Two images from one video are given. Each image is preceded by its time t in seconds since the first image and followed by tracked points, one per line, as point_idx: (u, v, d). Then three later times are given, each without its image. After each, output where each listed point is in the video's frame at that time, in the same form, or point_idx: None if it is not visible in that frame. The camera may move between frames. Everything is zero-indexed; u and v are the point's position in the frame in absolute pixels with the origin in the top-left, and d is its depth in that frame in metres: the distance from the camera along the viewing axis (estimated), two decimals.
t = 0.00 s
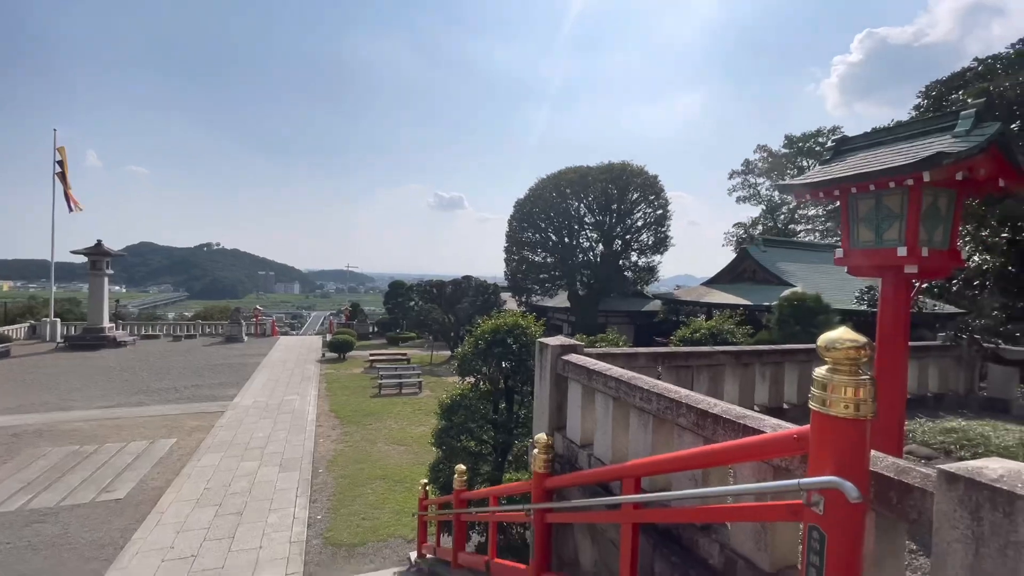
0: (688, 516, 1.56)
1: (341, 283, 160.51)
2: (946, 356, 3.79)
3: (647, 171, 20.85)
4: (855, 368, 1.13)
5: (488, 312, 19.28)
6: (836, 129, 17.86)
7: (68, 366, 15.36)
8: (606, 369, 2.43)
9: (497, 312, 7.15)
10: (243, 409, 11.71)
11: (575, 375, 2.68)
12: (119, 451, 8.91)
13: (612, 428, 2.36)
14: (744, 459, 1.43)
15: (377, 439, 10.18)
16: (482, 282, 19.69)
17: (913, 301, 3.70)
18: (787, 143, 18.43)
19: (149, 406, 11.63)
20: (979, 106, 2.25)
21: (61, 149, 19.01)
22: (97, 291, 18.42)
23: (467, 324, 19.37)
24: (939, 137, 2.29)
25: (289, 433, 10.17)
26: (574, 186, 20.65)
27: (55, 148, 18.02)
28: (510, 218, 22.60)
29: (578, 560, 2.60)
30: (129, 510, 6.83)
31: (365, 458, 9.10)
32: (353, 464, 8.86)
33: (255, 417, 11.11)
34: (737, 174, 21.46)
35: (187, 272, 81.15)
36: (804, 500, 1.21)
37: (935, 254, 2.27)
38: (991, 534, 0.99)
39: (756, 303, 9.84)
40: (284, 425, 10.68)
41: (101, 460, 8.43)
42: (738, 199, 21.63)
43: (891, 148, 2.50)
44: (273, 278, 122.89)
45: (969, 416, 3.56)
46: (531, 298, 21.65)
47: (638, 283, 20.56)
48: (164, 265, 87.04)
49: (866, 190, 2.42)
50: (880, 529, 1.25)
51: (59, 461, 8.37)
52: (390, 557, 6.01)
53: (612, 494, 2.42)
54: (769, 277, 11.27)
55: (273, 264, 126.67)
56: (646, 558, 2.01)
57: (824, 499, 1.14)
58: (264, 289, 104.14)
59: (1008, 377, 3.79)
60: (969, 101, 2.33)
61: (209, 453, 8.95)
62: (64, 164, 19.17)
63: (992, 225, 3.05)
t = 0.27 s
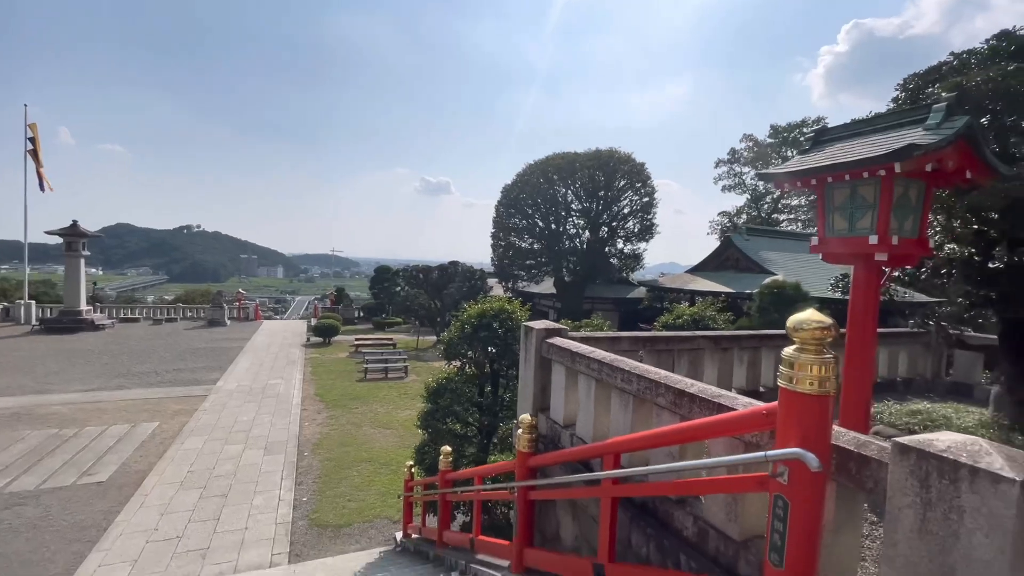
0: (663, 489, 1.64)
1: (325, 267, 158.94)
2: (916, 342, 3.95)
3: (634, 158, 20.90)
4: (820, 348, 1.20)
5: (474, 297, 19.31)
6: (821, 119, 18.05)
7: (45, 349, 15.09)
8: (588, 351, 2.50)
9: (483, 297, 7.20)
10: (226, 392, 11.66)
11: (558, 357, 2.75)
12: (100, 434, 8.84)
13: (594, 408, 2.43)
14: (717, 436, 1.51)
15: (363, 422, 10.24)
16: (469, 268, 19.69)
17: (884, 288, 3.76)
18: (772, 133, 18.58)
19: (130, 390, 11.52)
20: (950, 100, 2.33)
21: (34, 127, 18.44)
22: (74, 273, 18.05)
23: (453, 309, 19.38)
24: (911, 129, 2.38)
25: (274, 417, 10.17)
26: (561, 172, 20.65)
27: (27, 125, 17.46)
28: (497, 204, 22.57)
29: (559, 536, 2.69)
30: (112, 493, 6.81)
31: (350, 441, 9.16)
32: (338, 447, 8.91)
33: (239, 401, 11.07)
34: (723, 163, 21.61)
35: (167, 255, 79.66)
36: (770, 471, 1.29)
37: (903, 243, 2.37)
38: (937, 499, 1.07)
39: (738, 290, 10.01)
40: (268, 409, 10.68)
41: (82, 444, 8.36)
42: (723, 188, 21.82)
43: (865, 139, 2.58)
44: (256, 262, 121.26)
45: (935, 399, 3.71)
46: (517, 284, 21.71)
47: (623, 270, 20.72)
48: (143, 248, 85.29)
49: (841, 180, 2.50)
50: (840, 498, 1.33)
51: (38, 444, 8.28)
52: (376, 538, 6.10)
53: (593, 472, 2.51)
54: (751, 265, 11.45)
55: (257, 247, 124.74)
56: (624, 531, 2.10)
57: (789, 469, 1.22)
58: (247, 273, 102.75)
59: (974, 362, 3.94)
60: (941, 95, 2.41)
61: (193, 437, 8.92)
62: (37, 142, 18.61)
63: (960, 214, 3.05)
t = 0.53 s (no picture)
0: (645, 470, 1.70)
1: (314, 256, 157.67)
2: (895, 331, 4.06)
3: (625, 148, 20.92)
4: (796, 333, 1.25)
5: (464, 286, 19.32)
6: (810, 112, 18.16)
7: (28, 337, 14.88)
8: (576, 338, 2.55)
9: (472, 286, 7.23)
10: (214, 380, 11.62)
11: (547, 343, 2.80)
12: (86, 422, 8.79)
13: (581, 393, 2.49)
14: (697, 418, 1.56)
15: (352, 410, 10.27)
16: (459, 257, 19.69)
17: (864, 278, 3.82)
18: (762, 124, 18.67)
19: (116, 378, 11.43)
20: (929, 94, 2.39)
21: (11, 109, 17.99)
22: (56, 260, 17.78)
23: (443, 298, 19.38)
24: (891, 123, 2.44)
25: (263, 404, 10.17)
26: (552, 162, 20.63)
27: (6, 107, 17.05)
28: (488, 192, 22.52)
29: (546, 518, 2.76)
30: (99, 480, 6.80)
31: (339, 429, 9.19)
32: (328, 434, 8.94)
33: (227, 388, 11.05)
34: (713, 154, 21.70)
35: (152, 242, 78.49)
36: (746, 452, 1.35)
37: (881, 234, 2.44)
38: (900, 476, 1.14)
39: (725, 281, 10.13)
40: (257, 396, 10.67)
41: (68, 432, 8.30)
42: (713, 179, 21.92)
43: (847, 132, 2.64)
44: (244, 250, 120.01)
45: (912, 386, 3.85)
46: (507, 274, 21.73)
47: (613, 260, 20.81)
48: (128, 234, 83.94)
49: (824, 171, 2.56)
50: (812, 477, 1.40)
51: (23, 431, 8.22)
52: (365, 523, 6.17)
53: (580, 455, 2.58)
54: (739, 256, 11.58)
55: (245, 235, 123.32)
56: (608, 512, 2.16)
57: (764, 449, 1.28)
58: (235, 260, 101.68)
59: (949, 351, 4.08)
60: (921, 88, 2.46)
61: (181, 424, 8.90)
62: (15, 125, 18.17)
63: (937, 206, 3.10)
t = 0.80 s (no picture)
0: (622, 447, 1.77)
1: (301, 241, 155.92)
2: (870, 318, 4.19)
3: (614, 135, 20.93)
4: (765, 313, 1.31)
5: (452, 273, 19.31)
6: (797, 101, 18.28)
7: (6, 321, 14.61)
8: (559, 321, 2.60)
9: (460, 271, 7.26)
10: (199, 365, 11.55)
11: (530, 327, 2.85)
12: (69, 407, 8.71)
13: (563, 375, 2.55)
14: (672, 397, 1.62)
15: (340, 395, 10.30)
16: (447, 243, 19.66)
17: (840, 265, 3.92)
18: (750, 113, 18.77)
19: (99, 363, 11.30)
20: (903, 85, 2.46)
21: None
22: (34, 243, 17.41)
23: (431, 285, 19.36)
24: (867, 112, 2.50)
25: (249, 389, 10.15)
26: (541, 148, 20.58)
27: None
28: (477, 178, 22.42)
29: (529, 496, 2.83)
30: (83, 464, 6.77)
31: (326, 413, 9.23)
32: (315, 419, 8.97)
33: (213, 374, 10.99)
34: (701, 143, 21.79)
35: (134, 226, 76.99)
36: (717, 427, 1.41)
37: (855, 221, 2.52)
38: (858, 448, 1.21)
39: (709, 268, 10.26)
40: (243, 381, 10.64)
41: (50, 416, 8.23)
42: (701, 167, 22.04)
43: (825, 121, 2.70)
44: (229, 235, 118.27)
45: (885, 370, 3.98)
46: (495, 260, 21.74)
47: (601, 248, 20.91)
48: (108, 218, 82.20)
49: (802, 159, 2.62)
50: (779, 452, 1.47)
51: (4, 416, 8.13)
52: (353, 505, 6.24)
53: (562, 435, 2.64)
54: (724, 244, 11.71)
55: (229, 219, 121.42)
56: (588, 489, 2.24)
57: (732, 424, 1.34)
58: (219, 245, 100.24)
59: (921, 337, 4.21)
60: (897, 80, 2.53)
61: (166, 409, 8.86)
62: None
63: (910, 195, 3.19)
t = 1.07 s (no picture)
0: (606, 431, 1.81)
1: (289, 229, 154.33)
2: (852, 307, 4.28)
3: (604, 125, 20.90)
4: (743, 299, 1.35)
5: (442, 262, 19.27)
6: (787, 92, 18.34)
7: None
8: (547, 309, 2.64)
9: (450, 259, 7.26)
10: (187, 354, 11.48)
11: (519, 314, 2.88)
12: (54, 395, 8.64)
13: (550, 362, 2.59)
14: (654, 382, 1.67)
15: (329, 384, 10.31)
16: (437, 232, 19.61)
17: (822, 254, 4.00)
18: (740, 103, 18.81)
19: (84, 351, 11.19)
20: (884, 78, 2.51)
21: None
22: (15, 230, 17.09)
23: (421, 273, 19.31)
24: (848, 105, 2.55)
25: (237, 378, 10.12)
26: (531, 137, 20.51)
27: None
28: (467, 167, 22.32)
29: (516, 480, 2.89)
30: (70, 453, 6.74)
31: (316, 402, 9.24)
32: (304, 407, 8.98)
33: (200, 362, 10.94)
34: (691, 133, 21.83)
35: (117, 212, 75.67)
36: (696, 410, 1.45)
37: (837, 211, 2.57)
38: (829, 429, 1.26)
39: (697, 258, 10.36)
40: (231, 370, 10.60)
41: (34, 405, 8.15)
42: (691, 157, 22.10)
43: (810, 112, 2.74)
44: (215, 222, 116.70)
45: (863, 357, 4.07)
46: (485, 250, 21.72)
47: (591, 237, 20.97)
48: (91, 204, 80.67)
49: (785, 151, 2.66)
50: (756, 434, 1.52)
51: None
52: (342, 492, 6.28)
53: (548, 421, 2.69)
54: (712, 234, 11.81)
55: (216, 206, 119.73)
56: (574, 472, 2.29)
57: (711, 407, 1.39)
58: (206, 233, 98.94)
59: (901, 326, 4.31)
60: (878, 73, 2.57)
61: (153, 398, 8.81)
62: None
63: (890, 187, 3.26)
